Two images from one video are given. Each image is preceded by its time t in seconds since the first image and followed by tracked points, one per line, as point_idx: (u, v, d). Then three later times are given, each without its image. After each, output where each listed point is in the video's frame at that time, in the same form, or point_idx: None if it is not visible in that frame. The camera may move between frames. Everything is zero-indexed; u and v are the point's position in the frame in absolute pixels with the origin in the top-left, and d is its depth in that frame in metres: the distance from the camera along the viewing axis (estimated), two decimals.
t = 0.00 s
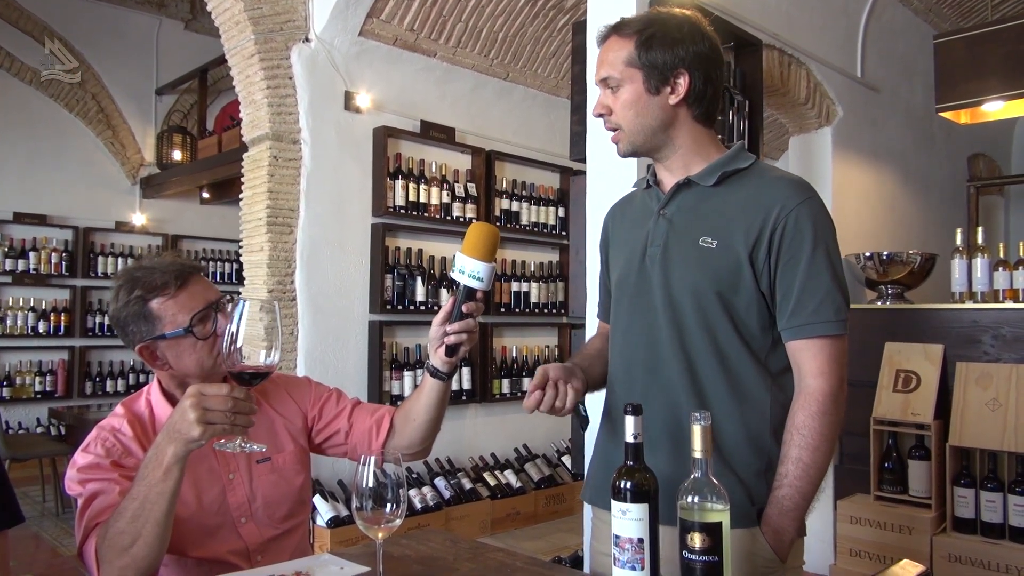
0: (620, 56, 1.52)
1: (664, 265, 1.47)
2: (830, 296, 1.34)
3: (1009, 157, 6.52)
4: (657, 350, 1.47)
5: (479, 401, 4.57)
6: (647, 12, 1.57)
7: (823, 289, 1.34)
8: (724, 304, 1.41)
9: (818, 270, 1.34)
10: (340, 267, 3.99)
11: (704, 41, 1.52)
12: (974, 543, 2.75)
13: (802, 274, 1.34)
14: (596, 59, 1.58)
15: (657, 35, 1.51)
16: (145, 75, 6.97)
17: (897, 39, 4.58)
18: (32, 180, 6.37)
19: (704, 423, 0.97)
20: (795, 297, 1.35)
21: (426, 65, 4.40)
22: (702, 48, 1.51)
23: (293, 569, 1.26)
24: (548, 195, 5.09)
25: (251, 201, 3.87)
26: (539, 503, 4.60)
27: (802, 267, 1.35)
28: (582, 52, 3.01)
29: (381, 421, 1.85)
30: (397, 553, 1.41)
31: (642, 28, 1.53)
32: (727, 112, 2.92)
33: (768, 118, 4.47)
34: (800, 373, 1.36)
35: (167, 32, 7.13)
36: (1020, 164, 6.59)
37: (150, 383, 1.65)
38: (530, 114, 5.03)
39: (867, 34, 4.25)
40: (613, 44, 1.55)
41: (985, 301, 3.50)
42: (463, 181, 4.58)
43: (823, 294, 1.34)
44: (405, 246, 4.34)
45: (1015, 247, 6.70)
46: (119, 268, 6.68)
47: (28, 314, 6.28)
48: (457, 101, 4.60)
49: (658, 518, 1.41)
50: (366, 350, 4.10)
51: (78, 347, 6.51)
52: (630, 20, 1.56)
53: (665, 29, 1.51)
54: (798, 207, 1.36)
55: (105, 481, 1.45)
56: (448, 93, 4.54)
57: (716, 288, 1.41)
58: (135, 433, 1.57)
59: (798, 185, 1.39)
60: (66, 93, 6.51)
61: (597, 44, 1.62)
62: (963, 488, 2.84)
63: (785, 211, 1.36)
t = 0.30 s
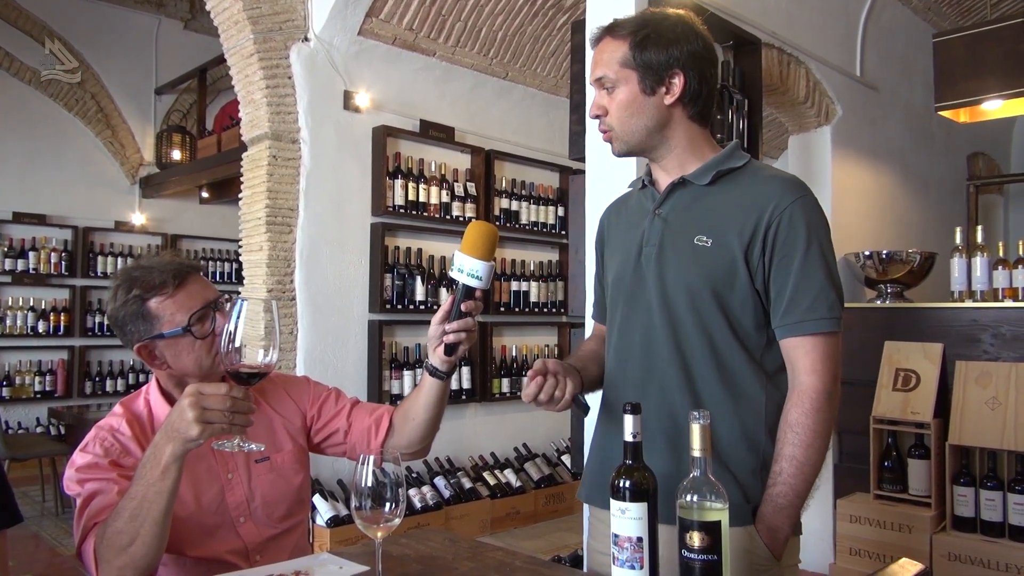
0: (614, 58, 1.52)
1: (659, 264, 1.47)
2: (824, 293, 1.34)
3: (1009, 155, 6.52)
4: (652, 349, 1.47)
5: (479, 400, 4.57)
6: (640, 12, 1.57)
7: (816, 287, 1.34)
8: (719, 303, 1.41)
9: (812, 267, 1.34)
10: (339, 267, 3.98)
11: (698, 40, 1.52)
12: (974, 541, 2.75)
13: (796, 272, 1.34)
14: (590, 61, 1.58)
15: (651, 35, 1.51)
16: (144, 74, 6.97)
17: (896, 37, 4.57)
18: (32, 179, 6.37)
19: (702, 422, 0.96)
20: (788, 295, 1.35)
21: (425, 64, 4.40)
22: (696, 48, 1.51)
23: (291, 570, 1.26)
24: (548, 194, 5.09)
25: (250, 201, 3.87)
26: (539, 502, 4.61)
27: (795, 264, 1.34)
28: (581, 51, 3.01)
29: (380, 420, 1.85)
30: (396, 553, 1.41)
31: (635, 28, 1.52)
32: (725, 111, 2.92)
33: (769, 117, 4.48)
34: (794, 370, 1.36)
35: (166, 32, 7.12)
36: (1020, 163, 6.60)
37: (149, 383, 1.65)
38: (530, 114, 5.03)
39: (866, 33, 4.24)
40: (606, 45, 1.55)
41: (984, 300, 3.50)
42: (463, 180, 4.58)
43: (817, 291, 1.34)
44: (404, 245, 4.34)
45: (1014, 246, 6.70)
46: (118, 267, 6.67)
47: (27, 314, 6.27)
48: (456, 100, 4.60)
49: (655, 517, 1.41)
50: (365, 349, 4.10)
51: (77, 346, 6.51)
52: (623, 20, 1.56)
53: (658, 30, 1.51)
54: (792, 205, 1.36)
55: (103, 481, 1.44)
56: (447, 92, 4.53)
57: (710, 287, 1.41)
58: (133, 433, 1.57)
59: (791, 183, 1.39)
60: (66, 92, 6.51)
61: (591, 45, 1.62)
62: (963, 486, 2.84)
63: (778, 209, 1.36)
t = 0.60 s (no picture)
0: (611, 58, 1.51)
1: (655, 264, 1.47)
2: (819, 292, 1.33)
3: (1008, 154, 6.53)
4: (648, 348, 1.47)
5: (479, 400, 4.57)
6: (634, 13, 1.57)
7: (812, 285, 1.33)
8: (715, 302, 1.41)
9: (807, 266, 1.34)
10: (339, 266, 3.98)
11: (693, 40, 1.53)
12: (974, 540, 2.75)
13: (792, 270, 1.34)
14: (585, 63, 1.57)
15: (647, 35, 1.51)
16: (144, 74, 6.96)
17: (895, 36, 4.57)
18: (31, 180, 6.37)
19: (701, 421, 0.96)
20: (784, 293, 1.35)
21: (424, 64, 4.39)
22: (691, 47, 1.51)
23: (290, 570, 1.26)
24: (547, 194, 5.09)
25: (250, 201, 3.87)
26: (539, 501, 4.61)
27: (791, 263, 1.34)
28: (581, 51, 3.01)
29: (379, 420, 1.85)
30: (395, 553, 1.40)
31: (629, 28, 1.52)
32: (725, 110, 2.93)
33: (769, 116, 4.48)
34: (790, 368, 1.36)
35: (166, 32, 7.12)
36: (1019, 161, 6.60)
37: (148, 383, 1.65)
38: (529, 113, 5.03)
39: (865, 32, 4.24)
40: (600, 46, 1.54)
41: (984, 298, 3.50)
42: (462, 180, 4.58)
43: (813, 289, 1.33)
44: (404, 245, 4.33)
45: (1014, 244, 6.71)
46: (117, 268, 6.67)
47: (26, 314, 6.27)
48: (455, 100, 4.60)
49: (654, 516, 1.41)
50: (365, 349, 4.10)
51: (77, 347, 6.51)
52: (617, 21, 1.55)
53: (654, 31, 1.52)
54: (787, 204, 1.36)
55: (102, 480, 1.44)
56: (446, 92, 4.53)
57: (707, 286, 1.41)
58: (132, 433, 1.57)
59: (786, 182, 1.38)
60: (65, 93, 6.51)
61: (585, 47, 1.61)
62: (962, 485, 2.84)
63: (774, 208, 1.36)
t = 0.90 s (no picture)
0: (610, 62, 1.49)
1: (650, 263, 1.47)
2: (814, 287, 1.34)
3: (1008, 152, 6.53)
4: (644, 347, 1.47)
5: (478, 399, 4.58)
6: (623, 13, 1.55)
7: (807, 281, 1.34)
8: (710, 300, 1.41)
9: (802, 262, 1.34)
10: (338, 265, 3.98)
11: (684, 39, 1.55)
12: (974, 538, 2.75)
13: (786, 266, 1.34)
14: (579, 68, 1.54)
15: (644, 35, 1.50)
16: (143, 74, 6.96)
17: (894, 34, 4.57)
18: (31, 180, 6.37)
19: (700, 420, 0.96)
20: (779, 289, 1.35)
21: (423, 63, 4.39)
22: (683, 47, 1.53)
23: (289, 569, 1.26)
24: (546, 192, 5.09)
25: (249, 200, 3.86)
26: (539, 501, 4.61)
27: (786, 260, 1.34)
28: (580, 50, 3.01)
29: (378, 419, 1.85)
30: (394, 552, 1.40)
31: (624, 29, 1.51)
32: (724, 107, 2.94)
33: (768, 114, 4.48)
34: (786, 364, 1.36)
35: (165, 31, 7.11)
36: (1018, 160, 6.60)
37: (148, 383, 1.65)
38: (528, 112, 5.02)
39: (864, 30, 4.24)
40: (594, 49, 1.52)
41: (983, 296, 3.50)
42: (462, 179, 4.58)
43: (807, 285, 1.34)
44: (403, 244, 4.33)
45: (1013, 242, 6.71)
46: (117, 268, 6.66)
47: (26, 314, 6.27)
48: (454, 99, 4.60)
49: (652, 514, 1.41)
50: (364, 348, 4.10)
51: (77, 346, 6.51)
52: (611, 21, 1.53)
53: (651, 30, 1.51)
54: (780, 201, 1.36)
55: (102, 480, 1.44)
56: (445, 91, 4.53)
57: (701, 284, 1.41)
58: (132, 432, 1.57)
59: (778, 179, 1.38)
60: (64, 92, 6.50)
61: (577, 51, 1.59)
62: (963, 483, 2.84)
63: (767, 205, 1.36)
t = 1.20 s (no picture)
0: (607, 66, 1.47)
1: (652, 262, 1.47)
2: (816, 284, 1.34)
3: (1007, 150, 6.53)
4: (646, 347, 1.46)
5: (478, 399, 4.58)
6: (617, 14, 1.54)
7: (809, 279, 1.34)
8: (714, 299, 1.41)
9: (804, 260, 1.34)
10: (338, 265, 3.99)
11: (680, 40, 1.55)
12: (974, 536, 2.75)
13: (788, 264, 1.35)
14: (576, 72, 1.53)
15: (641, 37, 1.50)
16: (142, 74, 6.96)
17: (893, 32, 4.57)
18: (30, 180, 6.36)
19: (698, 418, 0.96)
20: (781, 287, 1.35)
21: (422, 63, 4.39)
22: (680, 48, 1.53)
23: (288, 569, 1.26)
24: (546, 192, 5.09)
25: (248, 201, 3.86)
26: (539, 500, 4.61)
27: (788, 258, 1.35)
28: (579, 49, 3.01)
29: (379, 419, 1.85)
30: (394, 551, 1.40)
31: (621, 31, 1.50)
32: (723, 107, 2.94)
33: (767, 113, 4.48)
34: (788, 361, 1.36)
35: (164, 32, 7.11)
36: (1018, 158, 6.60)
37: (148, 383, 1.65)
38: (528, 112, 5.02)
39: (863, 28, 4.24)
40: (591, 52, 1.50)
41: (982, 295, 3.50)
42: (461, 179, 4.58)
43: (810, 282, 1.34)
44: (403, 244, 4.33)
45: (1013, 241, 6.71)
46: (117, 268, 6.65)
47: (26, 315, 6.27)
48: (453, 99, 4.59)
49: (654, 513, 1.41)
50: (364, 348, 4.10)
51: (77, 347, 6.51)
52: (606, 24, 1.52)
53: (648, 33, 1.51)
54: (783, 199, 1.36)
55: (103, 480, 1.44)
56: (444, 91, 4.53)
57: (704, 283, 1.41)
58: (132, 431, 1.57)
59: (780, 178, 1.39)
60: (63, 93, 6.50)
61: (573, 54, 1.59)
62: (963, 481, 2.84)
63: (770, 203, 1.36)
